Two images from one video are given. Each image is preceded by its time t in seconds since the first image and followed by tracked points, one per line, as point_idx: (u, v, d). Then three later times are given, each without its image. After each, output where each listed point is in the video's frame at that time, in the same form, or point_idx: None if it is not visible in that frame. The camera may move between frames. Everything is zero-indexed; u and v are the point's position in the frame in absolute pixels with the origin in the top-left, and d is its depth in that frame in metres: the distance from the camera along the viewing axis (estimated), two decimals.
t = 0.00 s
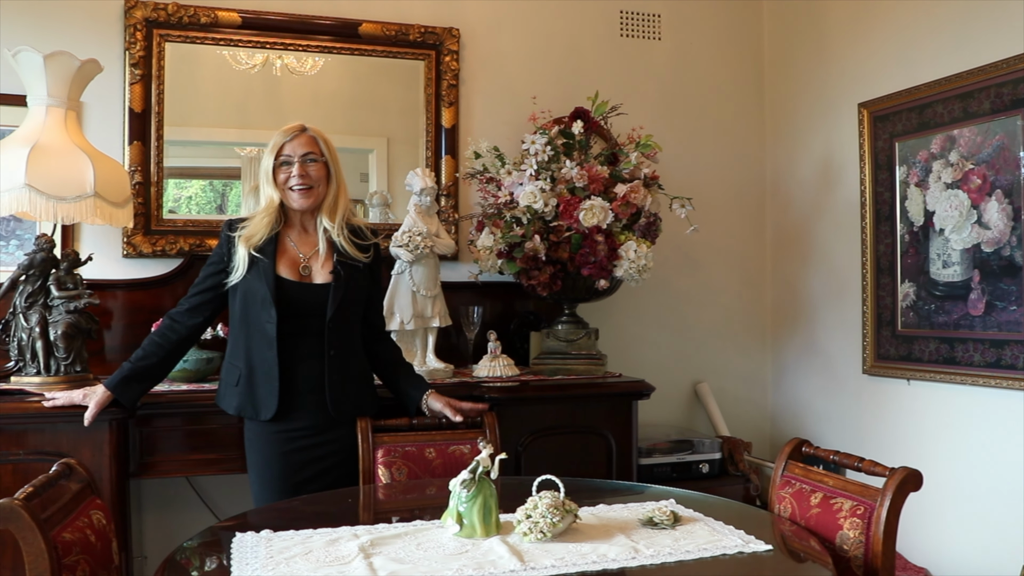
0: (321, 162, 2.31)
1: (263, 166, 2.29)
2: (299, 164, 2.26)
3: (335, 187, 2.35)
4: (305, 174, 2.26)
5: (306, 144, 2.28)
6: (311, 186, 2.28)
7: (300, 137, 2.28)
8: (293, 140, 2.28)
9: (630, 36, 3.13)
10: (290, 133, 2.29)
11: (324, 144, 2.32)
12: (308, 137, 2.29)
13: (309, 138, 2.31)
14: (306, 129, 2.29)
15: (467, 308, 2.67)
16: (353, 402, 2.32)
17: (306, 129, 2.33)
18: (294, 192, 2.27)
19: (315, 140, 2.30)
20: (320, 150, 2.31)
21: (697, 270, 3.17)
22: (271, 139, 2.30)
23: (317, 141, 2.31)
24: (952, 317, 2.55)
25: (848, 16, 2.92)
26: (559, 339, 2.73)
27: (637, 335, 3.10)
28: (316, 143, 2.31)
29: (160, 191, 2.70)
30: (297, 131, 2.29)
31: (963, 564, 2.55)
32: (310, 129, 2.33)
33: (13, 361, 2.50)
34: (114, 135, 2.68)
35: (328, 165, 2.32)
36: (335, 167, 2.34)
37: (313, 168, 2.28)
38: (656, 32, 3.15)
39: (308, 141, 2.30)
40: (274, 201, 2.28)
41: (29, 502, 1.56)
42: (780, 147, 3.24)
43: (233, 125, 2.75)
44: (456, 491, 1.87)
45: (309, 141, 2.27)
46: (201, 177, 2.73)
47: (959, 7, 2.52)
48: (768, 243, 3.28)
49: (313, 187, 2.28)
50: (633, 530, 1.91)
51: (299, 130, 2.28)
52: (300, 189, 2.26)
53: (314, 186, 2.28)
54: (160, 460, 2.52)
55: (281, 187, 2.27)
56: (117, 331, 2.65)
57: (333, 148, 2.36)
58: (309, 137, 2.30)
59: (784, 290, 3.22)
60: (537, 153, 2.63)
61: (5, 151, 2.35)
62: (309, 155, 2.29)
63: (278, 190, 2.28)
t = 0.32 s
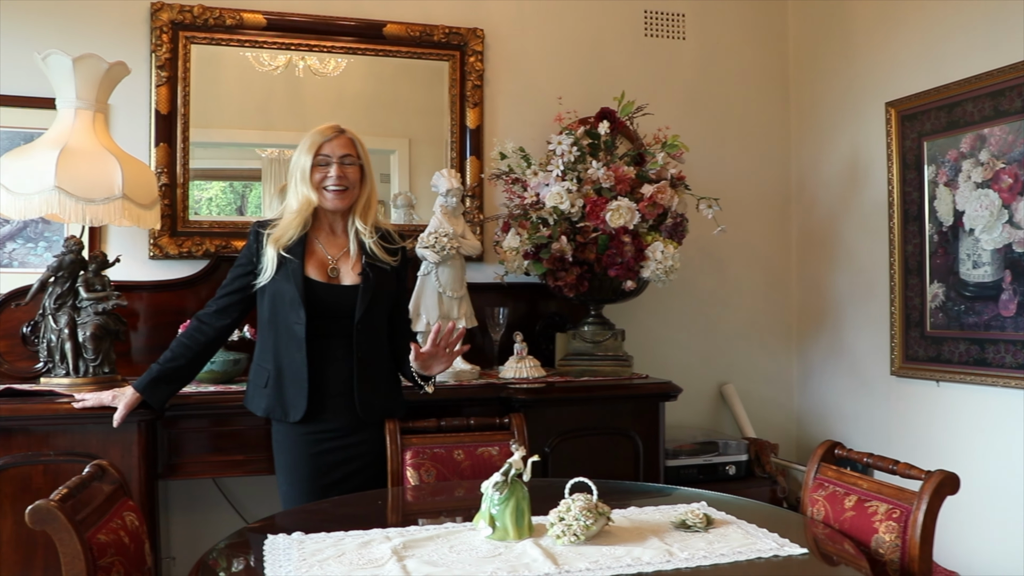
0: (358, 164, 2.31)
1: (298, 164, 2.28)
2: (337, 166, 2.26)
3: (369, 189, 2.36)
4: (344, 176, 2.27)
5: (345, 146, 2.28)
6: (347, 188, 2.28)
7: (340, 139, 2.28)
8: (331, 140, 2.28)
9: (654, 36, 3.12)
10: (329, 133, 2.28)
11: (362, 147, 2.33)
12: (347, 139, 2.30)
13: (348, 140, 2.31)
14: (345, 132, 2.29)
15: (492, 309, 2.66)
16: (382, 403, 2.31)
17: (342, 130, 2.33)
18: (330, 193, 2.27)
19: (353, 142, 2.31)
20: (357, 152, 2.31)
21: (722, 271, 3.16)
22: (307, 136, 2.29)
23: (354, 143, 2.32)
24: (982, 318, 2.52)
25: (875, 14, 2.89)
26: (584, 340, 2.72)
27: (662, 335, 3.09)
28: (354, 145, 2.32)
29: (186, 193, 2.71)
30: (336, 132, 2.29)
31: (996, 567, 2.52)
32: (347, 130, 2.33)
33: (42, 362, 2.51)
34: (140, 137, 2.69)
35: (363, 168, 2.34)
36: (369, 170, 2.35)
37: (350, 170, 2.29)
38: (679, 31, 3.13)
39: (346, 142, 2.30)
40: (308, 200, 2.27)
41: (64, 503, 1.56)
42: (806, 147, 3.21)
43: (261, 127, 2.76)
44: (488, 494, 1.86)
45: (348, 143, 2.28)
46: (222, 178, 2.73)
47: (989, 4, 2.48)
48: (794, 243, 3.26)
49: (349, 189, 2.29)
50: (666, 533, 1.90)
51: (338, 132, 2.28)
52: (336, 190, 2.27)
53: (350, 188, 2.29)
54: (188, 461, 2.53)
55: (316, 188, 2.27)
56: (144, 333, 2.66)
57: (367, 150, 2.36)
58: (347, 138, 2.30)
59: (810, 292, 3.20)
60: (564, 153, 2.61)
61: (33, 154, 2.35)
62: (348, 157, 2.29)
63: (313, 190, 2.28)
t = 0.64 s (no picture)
0: (398, 170, 2.31)
1: (338, 166, 2.26)
2: (379, 173, 2.25)
3: (405, 194, 2.37)
4: (384, 183, 2.27)
5: (388, 152, 2.28)
6: (386, 195, 2.29)
7: (383, 145, 2.27)
8: (375, 145, 2.27)
9: (683, 36, 3.10)
10: (372, 137, 2.26)
11: (402, 153, 2.32)
12: (389, 144, 2.28)
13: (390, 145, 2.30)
14: (388, 137, 2.28)
15: (520, 310, 2.65)
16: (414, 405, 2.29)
17: (384, 134, 2.32)
18: (369, 198, 2.27)
19: (395, 148, 2.30)
20: (398, 158, 2.31)
21: (752, 271, 3.13)
22: (350, 137, 2.26)
23: (396, 149, 2.31)
24: (1019, 319, 2.45)
25: (909, 12, 2.84)
26: (615, 342, 2.72)
27: (692, 336, 3.07)
28: (394, 150, 2.31)
29: (216, 195, 2.71)
30: (379, 137, 2.27)
31: None
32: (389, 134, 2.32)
33: (74, 363, 2.53)
34: (170, 139, 2.70)
35: (401, 174, 2.34)
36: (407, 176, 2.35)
37: (390, 176, 2.29)
38: (709, 30, 3.11)
39: (387, 147, 2.29)
40: (349, 204, 2.26)
41: (103, 505, 1.56)
42: (837, 146, 3.17)
43: (291, 129, 2.77)
44: (525, 496, 1.85)
45: (391, 150, 2.27)
46: (244, 180, 2.73)
47: None
48: (824, 243, 3.23)
49: (387, 195, 2.29)
50: (703, 537, 1.88)
51: (382, 137, 2.26)
52: (375, 196, 2.27)
53: (389, 194, 2.30)
54: (219, 463, 2.52)
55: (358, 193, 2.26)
56: (174, 334, 2.67)
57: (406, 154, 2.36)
58: (390, 144, 2.29)
59: (840, 293, 3.17)
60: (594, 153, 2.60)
61: (67, 156, 2.36)
62: (389, 163, 2.29)
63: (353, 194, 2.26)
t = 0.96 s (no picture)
0: (423, 167, 2.30)
1: (365, 166, 2.27)
2: (402, 169, 2.25)
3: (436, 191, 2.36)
4: (409, 179, 2.26)
5: (411, 148, 2.27)
6: (412, 192, 2.27)
7: (405, 141, 2.27)
8: (397, 142, 2.27)
9: (714, 34, 3.07)
10: (395, 135, 2.27)
11: (427, 149, 2.31)
12: (412, 141, 2.28)
13: (414, 142, 2.30)
14: (411, 133, 2.28)
15: (552, 311, 2.64)
16: (450, 407, 2.28)
17: (409, 131, 2.32)
18: (395, 196, 2.27)
19: (419, 144, 2.29)
20: (423, 154, 2.30)
21: (784, 271, 3.10)
22: (374, 138, 2.28)
23: (420, 145, 2.31)
24: None
25: (945, 7, 2.79)
26: (648, 343, 2.70)
27: (723, 336, 3.05)
28: (419, 147, 2.31)
29: (248, 196, 2.71)
30: (402, 134, 2.28)
31: None
32: (414, 132, 2.32)
33: (108, 364, 2.54)
34: (201, 140, 2.71)
35: (428, 170, 2.32)
36: (435, 173, 2.34)
37: (415, 173, 2.28)
38: (740, 29, 3.09)
39: (411, 145, 2.29)
40: (377, 204, 2.27)
41: (142, 507, 1.55)
42: (870, 145, 3.13)
43: (321, 130, 2.77)
44: (563, 500, 1.83)
45: (413, 145, 2.26)
46: (272, 181, 2.73)
47: None
48: (857, 243, 3.18)
49: (413, 191, 2.28)
50: (744, 541, 1.86)
51: (404, 134, 2.27)
52: (400, 193, 2.25)
53: (415, 191, 2.28)
54: (252, 465, 2.52)
55: (383, 191, 2.26)
56: (205, 335, 2.67)
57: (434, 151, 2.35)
58: (413, 140, 2.29)
59: (873, 294, 3.12)
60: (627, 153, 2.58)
61: (101, 158, 2.37)
62: (413, 160, 2.28)
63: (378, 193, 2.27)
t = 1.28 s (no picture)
0: (451, 167, 2.29)
1: (393, 168, 2.28)
2: (429, 170, 2.24)
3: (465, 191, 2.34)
4: (436, 181, 2.25)
5: (437, 149, 2.26)
6: (440, 193, 2.27)
7: (432, 142, 2.26)
8: (424, 144, 2.26)
9: (745, 32, 3.04)
10: (421, 136, 2.27)
11: (455, 149, 2.30)
12: (439, 142, 2.27)
13: (441, 143, 2.28)
14: (437, 134, 2.27)
15: (582, 311, 2.62)
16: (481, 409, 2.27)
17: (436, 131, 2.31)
18: (423, 198, 2.27)
19: (446, 144, 2.28)
20: (450, 155, 2.28)
21: (815, 271, 3.07)
22: (401, 140, 2.28)
23: (447, 145, 2.29)
24: None
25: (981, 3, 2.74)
26: (679, 344, 2.68)
27: (753, 337, 3.02)
28: (447, 147, 2.29)
29: (278, 197, 2.72)
30: (429, 135, 2.27)
31: None
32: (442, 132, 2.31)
33: (139, 364, 2.54)
34: (232, 141, 2.71)
35: (458, 171, 2.31)
36: (465, 173, 2.32)
37: (443, 174, 2.27)
38: (771, 27, 3.05)
39: (439, 145, 2.28)
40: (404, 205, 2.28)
41: (178, 508, 1.53)
42: (903, 143, 3.09)
43: (350, 130, 2.76)
44: (599, 502, 1.80)
45: (440, 146, 2.25)
46: (299, 181, 2.73)
47: None
48: (889, 243, 3.14)
49: (442, 192, 2.27)
50: (782, 545, 1.82)
51: (430, 135, 2.26)
52: (428, 195, 2.25)
53: (444, 192, 2.28)
54: (283, 465, 2.52)
55: (410, 193, 2.27)
56: (236, 336, 2.68)
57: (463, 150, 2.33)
58: (440, 141, 2.27)
59: (907, 294, 3.08)
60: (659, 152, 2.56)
61: (134, 158, 2.38)
62: (440, 161, 2.27)
63: (406, 194, 2.27)
